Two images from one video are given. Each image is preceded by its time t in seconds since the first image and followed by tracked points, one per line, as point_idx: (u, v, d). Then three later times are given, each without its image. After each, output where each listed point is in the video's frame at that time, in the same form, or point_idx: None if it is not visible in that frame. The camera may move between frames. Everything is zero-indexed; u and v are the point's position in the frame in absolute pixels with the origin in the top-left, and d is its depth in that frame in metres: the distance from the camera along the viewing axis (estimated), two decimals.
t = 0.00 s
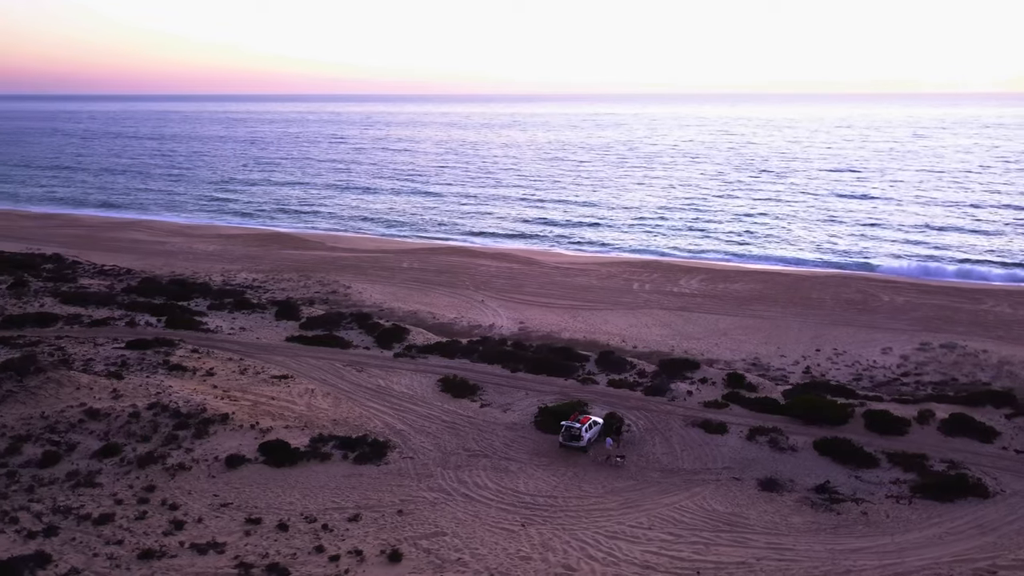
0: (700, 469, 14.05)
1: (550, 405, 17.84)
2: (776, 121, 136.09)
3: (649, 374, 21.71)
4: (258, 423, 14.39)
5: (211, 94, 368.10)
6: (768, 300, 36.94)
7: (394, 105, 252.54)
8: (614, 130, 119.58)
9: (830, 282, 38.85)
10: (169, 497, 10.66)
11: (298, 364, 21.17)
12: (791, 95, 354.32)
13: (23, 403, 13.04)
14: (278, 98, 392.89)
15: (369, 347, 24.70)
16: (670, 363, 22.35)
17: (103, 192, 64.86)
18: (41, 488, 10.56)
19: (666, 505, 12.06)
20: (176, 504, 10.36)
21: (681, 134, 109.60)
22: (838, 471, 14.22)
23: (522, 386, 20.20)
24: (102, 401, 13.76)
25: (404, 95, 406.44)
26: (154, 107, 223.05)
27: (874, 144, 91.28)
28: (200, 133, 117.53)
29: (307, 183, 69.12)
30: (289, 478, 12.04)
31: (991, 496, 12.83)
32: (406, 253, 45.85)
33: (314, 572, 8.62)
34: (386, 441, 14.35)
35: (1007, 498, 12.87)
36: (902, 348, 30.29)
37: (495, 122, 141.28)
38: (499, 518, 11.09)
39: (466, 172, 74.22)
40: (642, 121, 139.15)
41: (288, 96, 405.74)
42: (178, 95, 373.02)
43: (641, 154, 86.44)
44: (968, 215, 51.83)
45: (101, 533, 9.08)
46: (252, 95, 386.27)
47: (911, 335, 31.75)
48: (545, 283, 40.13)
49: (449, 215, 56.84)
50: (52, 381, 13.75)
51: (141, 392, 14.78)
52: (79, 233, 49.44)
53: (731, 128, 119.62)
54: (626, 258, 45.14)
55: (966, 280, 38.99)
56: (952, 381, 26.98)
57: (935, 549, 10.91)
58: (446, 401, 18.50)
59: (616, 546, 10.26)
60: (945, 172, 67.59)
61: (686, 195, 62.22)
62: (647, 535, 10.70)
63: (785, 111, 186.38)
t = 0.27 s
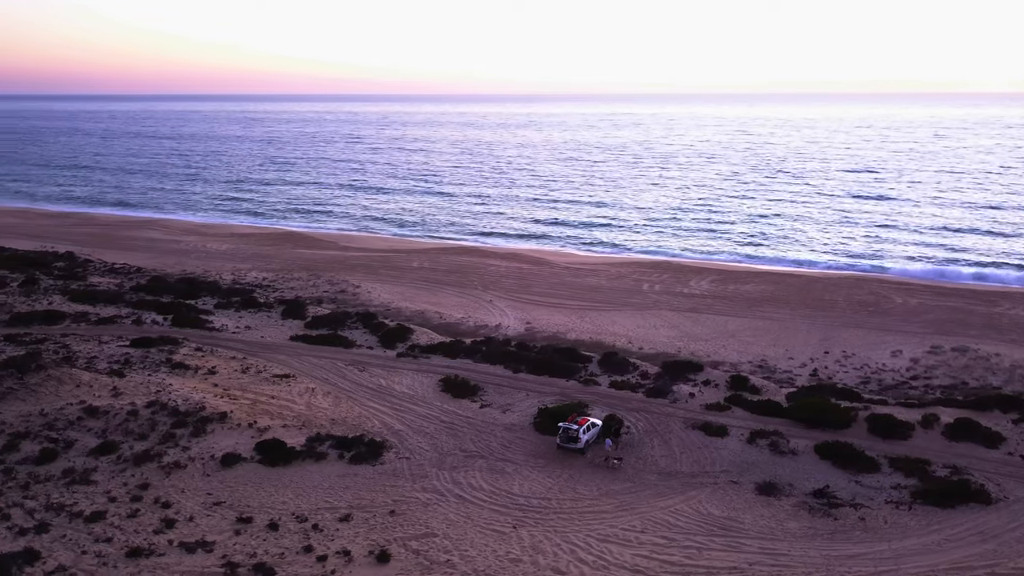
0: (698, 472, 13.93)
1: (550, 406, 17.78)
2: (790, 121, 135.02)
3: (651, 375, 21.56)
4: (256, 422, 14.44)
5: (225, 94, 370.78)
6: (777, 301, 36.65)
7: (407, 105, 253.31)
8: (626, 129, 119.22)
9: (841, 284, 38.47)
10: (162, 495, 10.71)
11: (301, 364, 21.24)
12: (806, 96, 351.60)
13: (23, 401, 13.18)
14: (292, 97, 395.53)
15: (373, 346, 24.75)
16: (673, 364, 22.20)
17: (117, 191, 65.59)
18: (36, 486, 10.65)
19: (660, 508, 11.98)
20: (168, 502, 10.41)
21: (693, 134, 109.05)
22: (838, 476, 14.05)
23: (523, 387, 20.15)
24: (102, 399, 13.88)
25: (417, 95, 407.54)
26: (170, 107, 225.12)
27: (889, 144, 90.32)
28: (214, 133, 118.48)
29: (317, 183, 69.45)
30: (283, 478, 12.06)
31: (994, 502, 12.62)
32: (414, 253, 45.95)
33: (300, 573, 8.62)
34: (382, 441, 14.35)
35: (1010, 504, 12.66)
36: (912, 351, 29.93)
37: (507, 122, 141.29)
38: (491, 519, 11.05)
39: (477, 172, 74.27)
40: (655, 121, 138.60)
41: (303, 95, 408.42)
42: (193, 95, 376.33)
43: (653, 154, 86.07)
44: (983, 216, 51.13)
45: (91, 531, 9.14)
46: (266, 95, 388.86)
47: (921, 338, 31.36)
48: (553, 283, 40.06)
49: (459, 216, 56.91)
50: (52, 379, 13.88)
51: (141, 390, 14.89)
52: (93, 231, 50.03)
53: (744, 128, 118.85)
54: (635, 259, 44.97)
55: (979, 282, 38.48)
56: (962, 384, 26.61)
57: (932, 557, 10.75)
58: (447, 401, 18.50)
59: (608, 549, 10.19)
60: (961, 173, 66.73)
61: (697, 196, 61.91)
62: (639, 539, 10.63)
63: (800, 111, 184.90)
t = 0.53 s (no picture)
0: (693, 476, 13.82)
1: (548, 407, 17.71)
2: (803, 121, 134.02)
3: (651, 377, 21.43)
4: (251, 421, 14.47)
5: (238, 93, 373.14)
6: (784, 303, 36.37)
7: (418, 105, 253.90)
8: (637, 129, 118.80)
9: (849, 286, 38.10)
10: (152, 494, 10.74)
11: (301, 363, 21.29)
12: (821, 95, 348.45)
13: (20, 398, 13.29)
14: (304, 97, 397.41)
15: (373, 346, 24.77)
16: (674, 366, 22.05)
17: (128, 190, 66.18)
18: (29, 483, 10.72)
19: (652, 511, 11.89)
20: (158, 501, 10.43)
21: (706, 134, 108.45)
22: (835, 480, 13.90)
23: (522, 388, 20.08)
24: (99, 397, 13.96)
25: (427, 95, 408.24)
26: (185, 107, 226.36)
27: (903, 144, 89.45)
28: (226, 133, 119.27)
29: (326, 182, 69.68)
30: (275, 478, 12.06)
31: (993, 508, 12.43)
32: (421, 253, 45.99)
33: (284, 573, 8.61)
34: (377, 442, 14.33)
35: (1010, 511, 12.46)
36: (919, 354, 29.59)
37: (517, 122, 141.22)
38: (480, 521, 11.01)
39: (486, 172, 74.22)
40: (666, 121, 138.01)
41: (314, 95, 410.63)
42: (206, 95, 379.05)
43: (664, 155, 85.61)
44: (996, 218, 50.51)
45: (78, 529, 9.17)
46: (278, 95, 390.78)
47: (929, 341, 31.01)
48: (558, 284, 39.97)
49: (466, 216, 56.89)
50: (50, 377, 13.98)
51: (138, 389, 14.97)
52: (103, 230, 50.49)
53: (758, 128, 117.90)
54: (641, 259, 44.78)
55: (991, 285, 38.00)
56: (970, 388, 26.28)
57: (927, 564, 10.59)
58: (445, 401, 18.47)
59: (596, 553, 10.13)
60: (975, 174, 65.98)
61: (707, 197, 61.52)
62: (629, 543, 10.55)
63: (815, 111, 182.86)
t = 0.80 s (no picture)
0: (688, 479, 13.71)
1: (546, 408, 17.64)
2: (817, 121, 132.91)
3: (652, 378, 21.29)
4: (248, 420, 14.51)
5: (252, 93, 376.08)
6: (791, 305, 36.08)
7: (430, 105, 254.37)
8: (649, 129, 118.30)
9: (858, 288, 37.72)
10: (143, 492, 10.78)
11: (302, 363, 21.34)
12: (836, 95, 345.30)
13: (17, 396, 13.40)
14: (317, 96, 399.44)
15: (375, 346, 24.80)
16: (676, 367, 21.89)
17: (141, 189, 66.78)
18: (21, 482, 10.80)
19: (644, 514, 11.80)
20: (148, 499, 10.47)
21: (719, 134, 107.84)
22: (833, 484, 13.74)
23: (521, 389, 20.03)
24: (96, 394, 14.05)
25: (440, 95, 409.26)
26: (199, 107, 227.88)
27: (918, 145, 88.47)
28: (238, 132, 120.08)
29: (336, 182, 69.88)
30: (267, 477, 12.07)
31: (992, 515, 12.23)
32: (427, 253, 46.04)
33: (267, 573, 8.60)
34: (371, 442, 14.32)
35: (1009, 518, 12.25)
36: (928, 357, 29.23)
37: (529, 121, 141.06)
38: (470, 523, 10.97)
39: (495, 172, 74.18)
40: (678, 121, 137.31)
41: (327, 95, 412.31)
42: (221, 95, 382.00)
43: (676, 155, 85.16)
44: (1011, 220, 49.83)
45: (66, 528, 9.22)
46: (292, 95, 393.35)
47: (939, 344, 30.62)
48: (564, 284, 39.88)
49: (475, 216, 56.90)
50: (48, 375, 14.09)
51: (136, 387, 15.06)
52: (114, 229, 50.99)
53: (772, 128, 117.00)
54: (649, 260, 44.59)
55: (1004, 287, 37.48)
56: (979, 392, 25.91)
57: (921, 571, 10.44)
58: (444, 402, 18.44)
59: (585, 556, 10.06)
60: (990, 175, 65.15)
61: (718, 197, 61.14)
62: (618, 546, 10.48)
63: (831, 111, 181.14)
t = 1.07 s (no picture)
0: (683, 482, 13.60)
1: (543, 410, 17.56)
2: (832, 121, 131.72)
3: (652, 380, 21.15)
4: (244, 419, 14.57)
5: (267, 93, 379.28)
6: (799, 306, 35.76)
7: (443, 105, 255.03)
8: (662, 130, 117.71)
9: (869, 290, 37.31)
10: (134, 490, 10.84)
11: (302, 362, 21.42)
12: (853, 96, 341.99)
13: (16, 392, 13.55)
14: (331, 96, 401.55)
15: (378, 345, 24.86)
16: (677, 369, 21.73)
17: (153, 188, 67.39)
18: (15, 478, 10.91)
19: (636, 518, 11.70)
20: (138, 497, 10.52)
21: (733, 134, 107.14)
22: (830, 489, 13.57)
23: (520, 390, 19.99)
24: (93, 392, 14.15)
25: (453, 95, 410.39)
26: (215, 107, 229.62)
27: (934, 145, 87.35)
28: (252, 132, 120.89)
29: (346, 182, 70.16)
30: (260, 476, 12.10)
31: (990, 522, 12.03)
32: (434, 253, 46.09)
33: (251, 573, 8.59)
34: (366, 442, 14.32)
35: (1009, 525, 12.04)
36: (937, 361, 28.85)
37: (541, 121, 140.91)
38: (458, 524, 10.94)
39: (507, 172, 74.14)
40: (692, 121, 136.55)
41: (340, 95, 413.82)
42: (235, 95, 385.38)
43: (690, 155, 84.68)
44: None
45: (54, 525, 9.28)
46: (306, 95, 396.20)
47: (949, 348, 30.22)
48: (570, 284, 39.78)
49: (484, 216, 56.92)
50: (46, 372, 14.22)
51: (134, 384, 15.16)
52: (126, 227, 51.51)
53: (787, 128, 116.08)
54: (657, 260, 44.40)
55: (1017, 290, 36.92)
56: (989, 396, 25.55)
57: None
58: (443, 402, 18.42)
59: (573, 561, 9.98)
60: (1006, 176, 64.23)
61: (730, 198, 60.74)
62: (607, 550, 10.40)
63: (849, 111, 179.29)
